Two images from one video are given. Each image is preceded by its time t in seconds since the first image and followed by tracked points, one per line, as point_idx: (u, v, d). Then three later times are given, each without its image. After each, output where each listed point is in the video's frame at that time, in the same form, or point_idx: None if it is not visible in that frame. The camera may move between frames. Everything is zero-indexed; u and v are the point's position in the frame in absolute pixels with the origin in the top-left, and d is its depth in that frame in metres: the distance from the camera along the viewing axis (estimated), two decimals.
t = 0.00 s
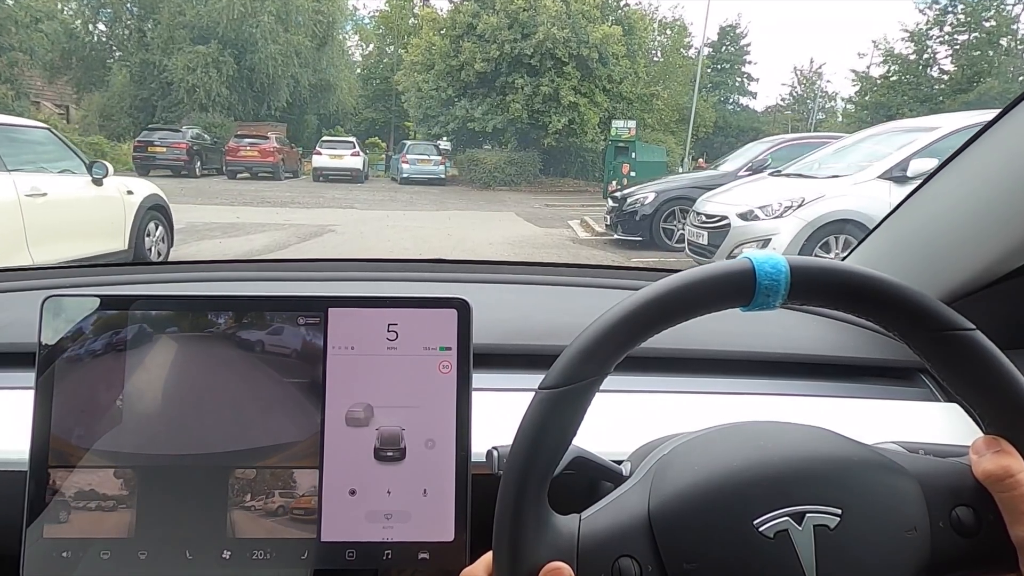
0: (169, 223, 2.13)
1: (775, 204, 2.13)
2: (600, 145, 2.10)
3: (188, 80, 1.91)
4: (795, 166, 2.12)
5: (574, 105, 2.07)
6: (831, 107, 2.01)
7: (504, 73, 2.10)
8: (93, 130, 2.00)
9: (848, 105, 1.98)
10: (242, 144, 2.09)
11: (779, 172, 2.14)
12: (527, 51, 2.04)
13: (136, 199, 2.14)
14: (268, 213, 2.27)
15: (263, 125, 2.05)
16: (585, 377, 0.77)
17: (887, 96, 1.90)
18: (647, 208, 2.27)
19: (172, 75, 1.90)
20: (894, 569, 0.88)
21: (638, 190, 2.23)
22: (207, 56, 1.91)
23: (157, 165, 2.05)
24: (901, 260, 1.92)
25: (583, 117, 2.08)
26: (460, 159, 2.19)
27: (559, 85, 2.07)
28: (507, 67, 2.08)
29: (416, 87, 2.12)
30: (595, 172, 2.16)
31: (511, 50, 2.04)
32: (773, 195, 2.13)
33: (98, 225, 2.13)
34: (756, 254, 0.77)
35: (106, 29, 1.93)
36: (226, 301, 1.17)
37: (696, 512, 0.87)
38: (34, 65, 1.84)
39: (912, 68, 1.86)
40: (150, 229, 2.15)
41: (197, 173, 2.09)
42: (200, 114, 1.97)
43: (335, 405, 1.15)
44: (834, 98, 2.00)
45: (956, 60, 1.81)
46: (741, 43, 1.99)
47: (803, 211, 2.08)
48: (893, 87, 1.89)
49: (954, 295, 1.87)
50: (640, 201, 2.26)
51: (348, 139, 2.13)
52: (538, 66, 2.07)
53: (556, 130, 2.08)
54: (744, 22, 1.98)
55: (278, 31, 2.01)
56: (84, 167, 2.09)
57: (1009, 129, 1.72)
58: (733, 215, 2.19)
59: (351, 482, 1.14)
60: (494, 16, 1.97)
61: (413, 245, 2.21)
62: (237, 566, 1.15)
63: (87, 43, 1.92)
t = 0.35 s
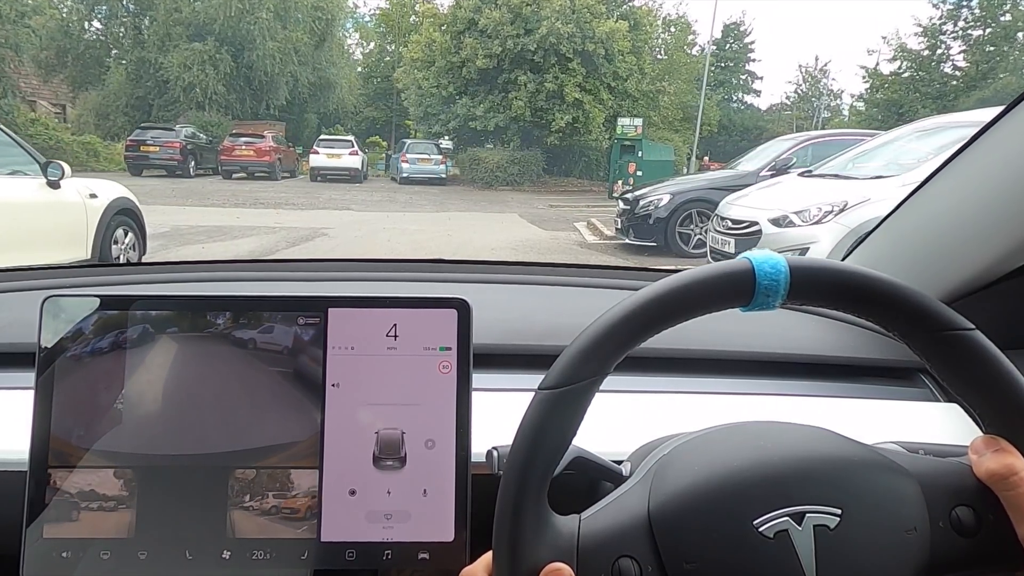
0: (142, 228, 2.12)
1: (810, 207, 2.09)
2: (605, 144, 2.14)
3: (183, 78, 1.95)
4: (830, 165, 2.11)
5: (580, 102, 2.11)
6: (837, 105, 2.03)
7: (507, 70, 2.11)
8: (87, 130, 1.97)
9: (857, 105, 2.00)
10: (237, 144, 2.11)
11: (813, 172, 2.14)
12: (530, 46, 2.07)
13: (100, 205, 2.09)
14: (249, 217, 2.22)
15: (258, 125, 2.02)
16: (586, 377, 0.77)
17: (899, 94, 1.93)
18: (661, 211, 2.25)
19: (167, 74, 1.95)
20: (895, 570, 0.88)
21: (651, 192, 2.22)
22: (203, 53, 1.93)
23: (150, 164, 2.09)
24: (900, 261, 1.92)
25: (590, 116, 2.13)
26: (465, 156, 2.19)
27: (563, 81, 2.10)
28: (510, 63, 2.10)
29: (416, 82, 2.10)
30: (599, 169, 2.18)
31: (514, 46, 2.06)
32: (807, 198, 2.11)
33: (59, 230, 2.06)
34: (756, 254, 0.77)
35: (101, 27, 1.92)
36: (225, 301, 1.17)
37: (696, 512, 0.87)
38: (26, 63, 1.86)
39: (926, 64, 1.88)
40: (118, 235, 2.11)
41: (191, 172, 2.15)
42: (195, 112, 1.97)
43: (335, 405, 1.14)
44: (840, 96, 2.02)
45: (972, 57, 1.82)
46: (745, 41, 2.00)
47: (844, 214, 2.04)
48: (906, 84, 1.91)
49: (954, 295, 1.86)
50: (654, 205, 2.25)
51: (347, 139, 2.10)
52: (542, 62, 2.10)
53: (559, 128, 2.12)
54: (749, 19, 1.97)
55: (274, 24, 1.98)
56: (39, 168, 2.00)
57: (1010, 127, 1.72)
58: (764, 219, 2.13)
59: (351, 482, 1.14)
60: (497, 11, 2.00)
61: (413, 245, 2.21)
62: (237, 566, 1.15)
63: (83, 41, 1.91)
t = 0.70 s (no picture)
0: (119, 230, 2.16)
1: (843, 212, 2.05)
2: (610, 143, 2.13)
3: (181, 76, 1.95)
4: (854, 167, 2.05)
5: (583, 101, 2.11)
6: (840, 105, 1.99)
7: (508, 68, 2.11)
8: (82, 129, 1.97)
9: (863, 105, 1.97)
10: (234, 143, 2.09)
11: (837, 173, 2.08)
12: (533, 43, 2.04)
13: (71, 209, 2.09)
14: (238, 219, 2.24)
15: (257, 123, 2.02)
16: (586, 378, 0.77)
17: (907, 93, 1.90)
18: (673, 214, 2.26)
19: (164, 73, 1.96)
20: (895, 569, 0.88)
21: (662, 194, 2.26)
22: (201, 51, 1.93)
23: (144, 164, 2.08)
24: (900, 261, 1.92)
25: (594, 115, 2.11)
26: (466, 155, 2.17)
27: (565, 79, 2.09)
28: (511, 61, 2.09)
29: (415, 80, 2.09)
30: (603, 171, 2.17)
31: (515, 43, 2.05)
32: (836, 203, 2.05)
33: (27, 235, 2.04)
34: (756, 254, 0.77)
35: (99, 25, 1.92)
36: (224, 301, 1.16)
37: (696, 512, 0.87)
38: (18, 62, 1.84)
39: (936, 63, 1.87)
40: (91, 239, 2.14)
41: (185, 172, 2.16)
42: (192, 111, 1.99)
43: (336, 405, 1.15)
44: (844, 96, 1.98)
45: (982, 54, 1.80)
46: (749, 40, 1.99)
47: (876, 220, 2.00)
48: (914, 82, 1.89)
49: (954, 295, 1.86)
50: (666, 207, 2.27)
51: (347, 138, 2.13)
52: (545, 60, 2.09)
53: (563, 127, 2.11)
54: (751, 18, 1.98)
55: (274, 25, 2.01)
56: None
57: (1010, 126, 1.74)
58: (791, 225, 2.08)
59: (351, 482, 1.14)
60: (500, 8, 1.99)
61: (413, 245, 2.21)
62: (236, 566, 1.14)
63: (81, 40, 1.90)
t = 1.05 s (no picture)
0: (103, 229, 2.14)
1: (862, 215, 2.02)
2: (611, 143, 2.14)
3: (179, 75, 1.97)
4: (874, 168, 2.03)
5: (585, 100, 2.11)
6: (842, 105, 2.02)
7: (510, 67, 2.12)
8: (81, 129, 1.98)
9: (866, 104, 1.98)
10: (231, 144, 2.10)
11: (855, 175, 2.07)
12: (534, 42, 2.06)
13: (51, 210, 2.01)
14: (235, 221, 2.24)
15: (258, 122, 2.03)
16: (586, 378, 0.77)
17: (911, 91, 1.92)
18: (680, 215, 2.27)
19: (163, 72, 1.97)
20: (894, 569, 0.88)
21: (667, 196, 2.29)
22: (199, 50, 1.93)
23: (142, 163, 2.13)
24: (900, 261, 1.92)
25: (595, 115, 2.12)
26: (466, 155, 2.18)
27: (567, 79, 2.09)
28: (512, 60, 2.10)
29: (415, 79, 2.10)
30: (602, 171, 2.19)
31: (516, 42, 2.06)
32: (854, 205, 2.04)
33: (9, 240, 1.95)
34: (756, 254, 0.77)
35: (98, 25, 1.88)
36: (224, 301, 1.16)
37: (696, 512, 0.87)
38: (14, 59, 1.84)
39: (938, 61, 1.88)
40: (74, 241, 2.09)
41: (183, 171, 2.20)
42: (190, 111, 2.01)
43: (336, 405, 1.15)
44: (846, 96, 2.01)
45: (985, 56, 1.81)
46: (749, 41, 2.00)
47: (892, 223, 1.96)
48: (918, 82, 1.90)
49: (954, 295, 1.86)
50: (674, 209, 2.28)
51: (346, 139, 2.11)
52: (546, 59, 2.09)
53: (565, 127, 2.11)
54: (752, 18, 1.98)
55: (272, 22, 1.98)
56: None
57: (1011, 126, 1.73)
58: (809, 228, 2.06)
59: (351, 482, 1.14)
60: (501, 7, 1.99)
61: (412, 245, 2.21)
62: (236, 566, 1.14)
63: (80, 40, 1.89)
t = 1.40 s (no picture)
0: (97, 229, 2.12)
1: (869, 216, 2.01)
2: (612, 143, 2.11)
3: (178, 75, 1.96)
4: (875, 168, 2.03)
5: (585, 100, 2.10)
6: (843, 105, 2.02)
7: (511, 67, 2.11)
8: (80, 129, 1.95)
9: (867, 105, 1.98)
10: (231, 144, 2.06)
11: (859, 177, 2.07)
12: (534, 42, 2.06)
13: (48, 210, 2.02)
14: (234, 220, 2.20)
15: (257, 122, 2.00)
16: (586, 378, 0.77)
17: (912, 91, 1.90)
18: (683, 216, 2.26)
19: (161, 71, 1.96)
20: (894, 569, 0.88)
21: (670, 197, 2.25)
22: (200, 50, 1.95)
23: (141, 164, 2.10)
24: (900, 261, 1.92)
25: (595, 114, 2.11)
26: (466, 156, 2.18)
27: (568, 79, 2.09)
28: (512, 60, 2.10)
29: (415, 79, 2.10)
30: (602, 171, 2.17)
31: (516, 42, 2.06)
32: (861, 207, 2.04)
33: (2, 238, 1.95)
34: (756, 254, 0.77)
35: (97, 25, 1.91)
36: (224, 301, 1.16)
37: (696, 512, 0.87)
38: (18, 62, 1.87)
39: (941, 62, 1.86)
40: (68, 242, 2.08)
41: (184, 172, 2.17)
42: (190, 111, 1.97)
43: (336, 404, 1.15)
44: (846, 96, 2.00)
45: (986, 56, 1.80)
46: (749, 41, 1.99)
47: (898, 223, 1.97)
48: (920, 82, 1.88)
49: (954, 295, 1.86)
50: (675, 210, 2.25)
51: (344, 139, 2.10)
52: (546, 58, 2.09)
53: (565, 128, 2.11)
54: (752, 19, 1.99)
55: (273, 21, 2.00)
56: None
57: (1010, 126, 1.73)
58: (816, 230, 2.06)
59: (351, 482, 1.14)
60: (501, 7, 1.99)
61: (412, 245, 2.21)
62: (236, 565, 1.15)
63: (79, 40, 1.91)
